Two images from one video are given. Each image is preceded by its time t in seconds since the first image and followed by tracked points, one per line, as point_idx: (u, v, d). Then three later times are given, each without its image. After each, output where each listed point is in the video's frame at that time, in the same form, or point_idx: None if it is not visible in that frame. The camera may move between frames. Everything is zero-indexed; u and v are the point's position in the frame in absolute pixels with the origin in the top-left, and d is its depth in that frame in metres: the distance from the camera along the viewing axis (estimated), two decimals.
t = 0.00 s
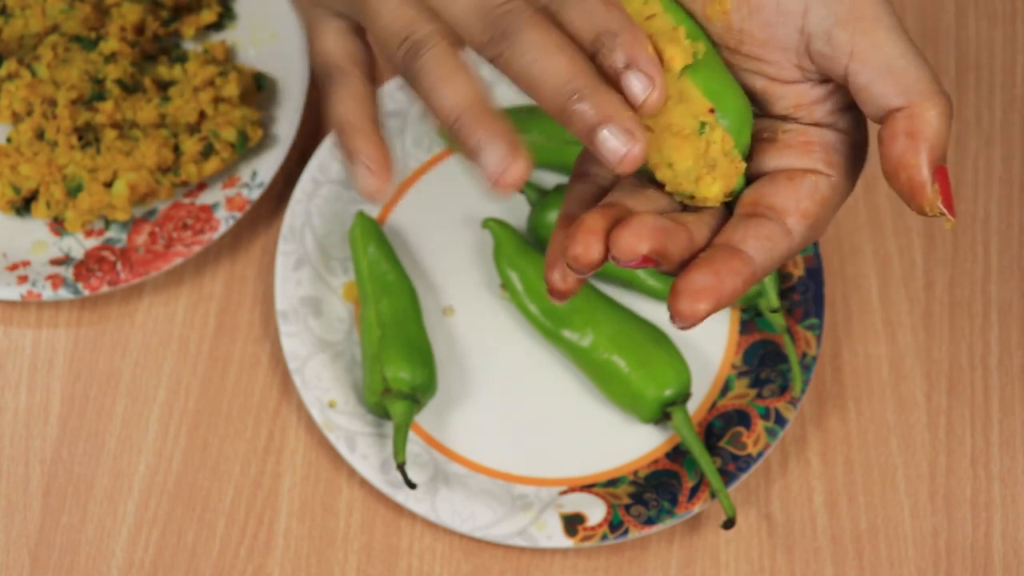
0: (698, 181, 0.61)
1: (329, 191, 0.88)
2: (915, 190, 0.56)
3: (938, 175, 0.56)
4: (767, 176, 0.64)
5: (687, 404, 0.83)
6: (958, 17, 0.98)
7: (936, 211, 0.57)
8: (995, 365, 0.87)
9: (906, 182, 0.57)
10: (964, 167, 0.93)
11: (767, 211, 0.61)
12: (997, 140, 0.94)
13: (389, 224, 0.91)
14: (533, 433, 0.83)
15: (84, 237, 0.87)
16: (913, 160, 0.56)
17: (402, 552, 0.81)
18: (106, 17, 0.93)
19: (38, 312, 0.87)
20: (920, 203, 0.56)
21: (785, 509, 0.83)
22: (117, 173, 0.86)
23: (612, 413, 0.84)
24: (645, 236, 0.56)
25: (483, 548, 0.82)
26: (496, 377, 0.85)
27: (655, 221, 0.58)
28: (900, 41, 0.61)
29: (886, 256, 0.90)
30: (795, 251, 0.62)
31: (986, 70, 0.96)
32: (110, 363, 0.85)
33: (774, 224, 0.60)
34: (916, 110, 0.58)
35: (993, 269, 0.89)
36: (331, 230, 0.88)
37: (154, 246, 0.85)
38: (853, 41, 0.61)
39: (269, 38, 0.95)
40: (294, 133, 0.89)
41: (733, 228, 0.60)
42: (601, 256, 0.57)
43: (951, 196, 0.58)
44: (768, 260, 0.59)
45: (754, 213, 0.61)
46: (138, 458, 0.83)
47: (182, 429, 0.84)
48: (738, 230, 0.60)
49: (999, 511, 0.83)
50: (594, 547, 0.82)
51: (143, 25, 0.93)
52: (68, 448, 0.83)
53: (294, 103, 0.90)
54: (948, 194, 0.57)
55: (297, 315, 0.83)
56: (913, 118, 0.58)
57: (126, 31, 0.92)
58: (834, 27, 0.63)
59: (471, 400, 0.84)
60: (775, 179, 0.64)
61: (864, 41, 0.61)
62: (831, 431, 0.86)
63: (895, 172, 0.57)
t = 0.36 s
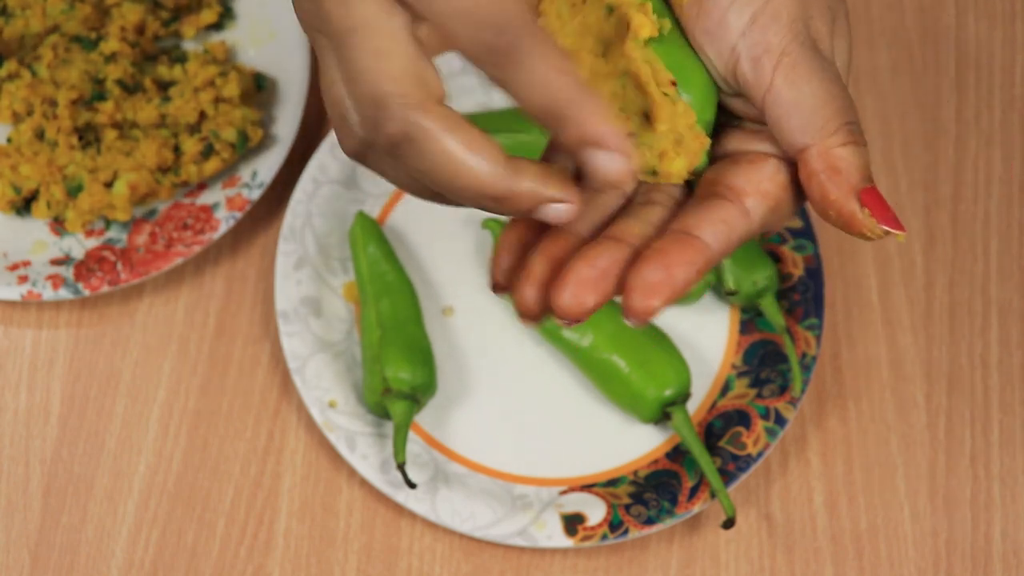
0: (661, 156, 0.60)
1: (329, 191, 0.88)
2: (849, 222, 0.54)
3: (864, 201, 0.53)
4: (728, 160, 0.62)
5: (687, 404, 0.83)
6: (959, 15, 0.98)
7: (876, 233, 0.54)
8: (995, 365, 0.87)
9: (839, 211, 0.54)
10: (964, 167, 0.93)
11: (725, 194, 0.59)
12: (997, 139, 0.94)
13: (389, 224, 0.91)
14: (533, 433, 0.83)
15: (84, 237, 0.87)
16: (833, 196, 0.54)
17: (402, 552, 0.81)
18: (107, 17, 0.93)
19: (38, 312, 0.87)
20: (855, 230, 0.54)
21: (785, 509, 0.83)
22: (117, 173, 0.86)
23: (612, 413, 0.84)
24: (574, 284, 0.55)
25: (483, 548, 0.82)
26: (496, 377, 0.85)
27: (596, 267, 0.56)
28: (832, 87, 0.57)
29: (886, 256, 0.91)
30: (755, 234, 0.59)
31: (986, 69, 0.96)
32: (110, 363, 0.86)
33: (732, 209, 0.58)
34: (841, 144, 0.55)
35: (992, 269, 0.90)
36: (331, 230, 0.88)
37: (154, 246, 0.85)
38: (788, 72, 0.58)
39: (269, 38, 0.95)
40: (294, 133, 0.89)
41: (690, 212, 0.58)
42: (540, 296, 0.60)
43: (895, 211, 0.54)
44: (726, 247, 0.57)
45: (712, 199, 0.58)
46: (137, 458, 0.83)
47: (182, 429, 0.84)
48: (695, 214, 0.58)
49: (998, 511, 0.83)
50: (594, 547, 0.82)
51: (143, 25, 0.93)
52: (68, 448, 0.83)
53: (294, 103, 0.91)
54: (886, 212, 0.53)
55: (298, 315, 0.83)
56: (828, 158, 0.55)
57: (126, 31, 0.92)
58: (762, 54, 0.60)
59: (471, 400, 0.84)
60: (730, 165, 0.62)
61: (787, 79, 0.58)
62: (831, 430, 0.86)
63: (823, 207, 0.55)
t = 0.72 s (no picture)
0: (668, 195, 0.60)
1: (329, 191, 0.88)
2: (844, 201, 0.46)
3: (856, 174, 0.45)
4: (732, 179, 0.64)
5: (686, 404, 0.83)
6: (958, 16, 0.98)
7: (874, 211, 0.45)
8: (994, 365, 0.87)
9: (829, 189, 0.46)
10: (964, 167, 0.93)
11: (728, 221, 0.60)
12: (997, 138, 0.94)
13: (389, 223, 0.91)
14: (533, 433, 0.83)
15: (84, 237, 0.87)
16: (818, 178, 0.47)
17: (402, 551, 0.81)
18: (107, 17, 0.94)
19: (38, 312, 0.87)
20: (852, 208, 0.46)
21: (785, 509, 0.83)
22: (117, 173, 0.86)
23: (612, 413, 0.84)
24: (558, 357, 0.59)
25: (483, 548, 0.82)
26: (496, 377, 0.85)
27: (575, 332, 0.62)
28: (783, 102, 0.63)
29: (886, 256, 0.91)
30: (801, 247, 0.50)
31: (986, 69, 0.96)
32: (110, 363, 0.86)
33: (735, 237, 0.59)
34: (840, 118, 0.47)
35: (992, 269, 0.90)
36: (331, 231, 0.88)
37: (154, 246, 0.85)
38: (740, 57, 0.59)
39: (269, 38, 0.96)
40: (294, 134, 0.90)
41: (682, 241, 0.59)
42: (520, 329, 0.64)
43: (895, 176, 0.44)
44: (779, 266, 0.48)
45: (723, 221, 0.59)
46: (137, 458, 0.83)
47: (182, 429, 0.84)
48: (730, 241, 0.49)
49: (998, 511, 0.83)
50: (594, 547, 0.82)
51: (144, 25, 0.93)
52: (68, 449, 0.83)
53: (294, 103, 0.91)
54: (881, 179, 0.44)
55: (298, 315, 0.83)
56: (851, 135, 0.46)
57: (127, 31, 0.92)
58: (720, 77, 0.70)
59: (471, 400, 0.84)
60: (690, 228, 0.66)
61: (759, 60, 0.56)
62: (831, 430, 0.86)
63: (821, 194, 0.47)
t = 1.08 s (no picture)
0: (653, 295, 0.60)
1: (329, 191, 0.89)
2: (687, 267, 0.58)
3: (682, 236, 0.57)
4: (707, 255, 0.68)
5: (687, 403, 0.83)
6: (959, 16, 0.99)
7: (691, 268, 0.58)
8: (994, 366, 0.87)
9: (672, 259, 0.59)
10: (964, 167, 0.93)
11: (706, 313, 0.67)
12: (997, 138, 0.94)
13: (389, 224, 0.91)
14: (533, 432, 0.83)
15: (84, 238, 0.87)
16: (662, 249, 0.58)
17: (402, 551, 0.81)
18: (107, 17, 0.94)
19: (38, 312, 0.88)
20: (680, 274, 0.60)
21: (785, 509, 0.83)
22: (117, 173, 0.86)
23: (613, 413, 0.85)
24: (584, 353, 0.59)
25: (483, 548, 0.82)
26: (496, 376, 0.85)
27: (592, 340, 0.61)
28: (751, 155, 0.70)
29: (886, 256, 0.91)
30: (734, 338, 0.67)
31: (985, 69, 0.97)
32: (111, 363, 0.86)
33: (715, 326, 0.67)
34: (672, 191, 0.58)
35: (992, 269, 0.90)
36: (331, 231, 0.89)
37: (154, 246, 0.85)
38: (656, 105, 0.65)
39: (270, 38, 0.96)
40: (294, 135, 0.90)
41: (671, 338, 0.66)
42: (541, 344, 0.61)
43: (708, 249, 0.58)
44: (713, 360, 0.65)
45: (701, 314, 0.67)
46: (138, 458, 0.83)
47: (182, 429, 0.84)
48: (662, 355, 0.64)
49: (999, 510, 0.82)
50: (594, 547, 0.82)
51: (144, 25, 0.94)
52: (69, 449, 0.83)
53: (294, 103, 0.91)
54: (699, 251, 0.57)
55: (297, 315, 0.83)
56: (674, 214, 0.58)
57: (127, 31, 0.92)
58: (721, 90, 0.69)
59: (471, 400, 0.84)
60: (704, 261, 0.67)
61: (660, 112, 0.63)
62: (830, 430, 0.86)
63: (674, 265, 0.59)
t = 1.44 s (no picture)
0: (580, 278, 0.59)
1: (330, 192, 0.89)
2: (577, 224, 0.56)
3: (589, 212, 0.56)
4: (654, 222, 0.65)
5: (686, 404, 0.83)
6: (959, 15, 0.98)
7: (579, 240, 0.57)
8: (994, 366, 0.87)
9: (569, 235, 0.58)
10: (964, 167, 0.93)
11: (648, 282, 0.64)
12: (997, 138, 0.94)
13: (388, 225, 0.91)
14: (533, 432, 0.83)
15: (84, 237, 0.87)
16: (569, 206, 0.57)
17: (402, 551, 0.81)
18: (106, 16, 0.94)
19: (38, 312, 0.88)
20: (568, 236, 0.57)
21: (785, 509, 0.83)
22: (117, 173, 0.87)
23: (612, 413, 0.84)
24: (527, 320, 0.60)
25: (483, 548, 0.82)
26: (496, 376, 0.85)
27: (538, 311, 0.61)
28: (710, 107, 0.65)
29: (886, 256, 0.91)
30: (682, 311, 0.64)
31: (986, 69, 0.96)
32: (110, 363, 0.86)
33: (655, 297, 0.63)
34: (590, 166, 0.56)
35: (992, 269, 0.90)
36: (331, 231, 0.89)
37: (154, 246, 0.85)
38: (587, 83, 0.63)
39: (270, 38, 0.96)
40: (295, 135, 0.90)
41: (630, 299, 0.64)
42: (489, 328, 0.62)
43: (616, 233, 0.56)
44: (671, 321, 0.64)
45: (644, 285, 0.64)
46: (138, 458, 0.83)
47: (182, 429, 0.84)
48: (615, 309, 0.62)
49: (999, 510, 0.82)
50: (594, 547, 0.82)
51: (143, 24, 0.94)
52: (69, 449, 0.83)
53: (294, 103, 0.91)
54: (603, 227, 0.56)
55: (297, 315, 0.83)
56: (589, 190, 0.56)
57: (126, 31, 0.92)
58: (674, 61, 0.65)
59: (471, 400, 0.84)
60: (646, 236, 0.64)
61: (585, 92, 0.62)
62: (830, 430, 0.86)
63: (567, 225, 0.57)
